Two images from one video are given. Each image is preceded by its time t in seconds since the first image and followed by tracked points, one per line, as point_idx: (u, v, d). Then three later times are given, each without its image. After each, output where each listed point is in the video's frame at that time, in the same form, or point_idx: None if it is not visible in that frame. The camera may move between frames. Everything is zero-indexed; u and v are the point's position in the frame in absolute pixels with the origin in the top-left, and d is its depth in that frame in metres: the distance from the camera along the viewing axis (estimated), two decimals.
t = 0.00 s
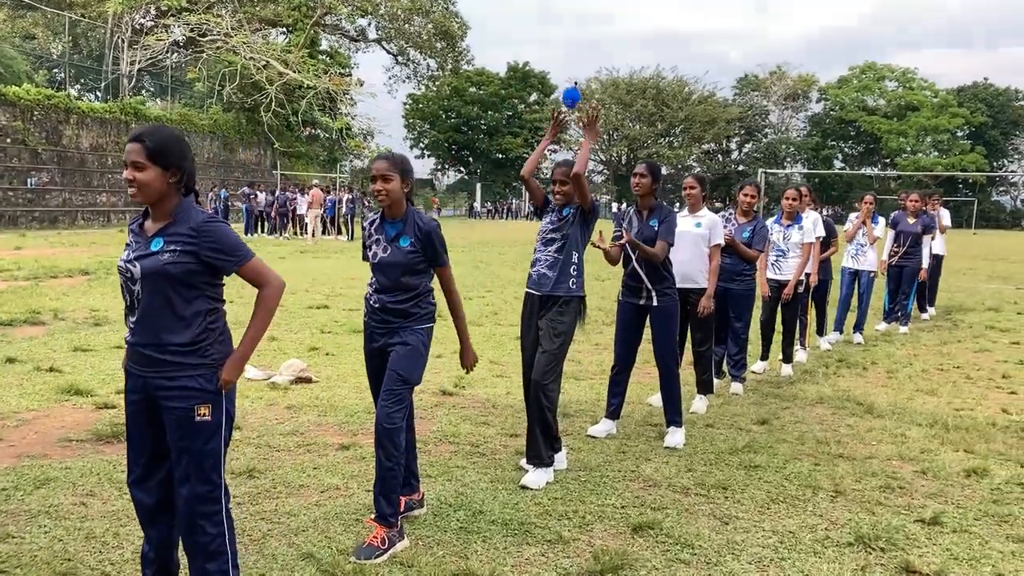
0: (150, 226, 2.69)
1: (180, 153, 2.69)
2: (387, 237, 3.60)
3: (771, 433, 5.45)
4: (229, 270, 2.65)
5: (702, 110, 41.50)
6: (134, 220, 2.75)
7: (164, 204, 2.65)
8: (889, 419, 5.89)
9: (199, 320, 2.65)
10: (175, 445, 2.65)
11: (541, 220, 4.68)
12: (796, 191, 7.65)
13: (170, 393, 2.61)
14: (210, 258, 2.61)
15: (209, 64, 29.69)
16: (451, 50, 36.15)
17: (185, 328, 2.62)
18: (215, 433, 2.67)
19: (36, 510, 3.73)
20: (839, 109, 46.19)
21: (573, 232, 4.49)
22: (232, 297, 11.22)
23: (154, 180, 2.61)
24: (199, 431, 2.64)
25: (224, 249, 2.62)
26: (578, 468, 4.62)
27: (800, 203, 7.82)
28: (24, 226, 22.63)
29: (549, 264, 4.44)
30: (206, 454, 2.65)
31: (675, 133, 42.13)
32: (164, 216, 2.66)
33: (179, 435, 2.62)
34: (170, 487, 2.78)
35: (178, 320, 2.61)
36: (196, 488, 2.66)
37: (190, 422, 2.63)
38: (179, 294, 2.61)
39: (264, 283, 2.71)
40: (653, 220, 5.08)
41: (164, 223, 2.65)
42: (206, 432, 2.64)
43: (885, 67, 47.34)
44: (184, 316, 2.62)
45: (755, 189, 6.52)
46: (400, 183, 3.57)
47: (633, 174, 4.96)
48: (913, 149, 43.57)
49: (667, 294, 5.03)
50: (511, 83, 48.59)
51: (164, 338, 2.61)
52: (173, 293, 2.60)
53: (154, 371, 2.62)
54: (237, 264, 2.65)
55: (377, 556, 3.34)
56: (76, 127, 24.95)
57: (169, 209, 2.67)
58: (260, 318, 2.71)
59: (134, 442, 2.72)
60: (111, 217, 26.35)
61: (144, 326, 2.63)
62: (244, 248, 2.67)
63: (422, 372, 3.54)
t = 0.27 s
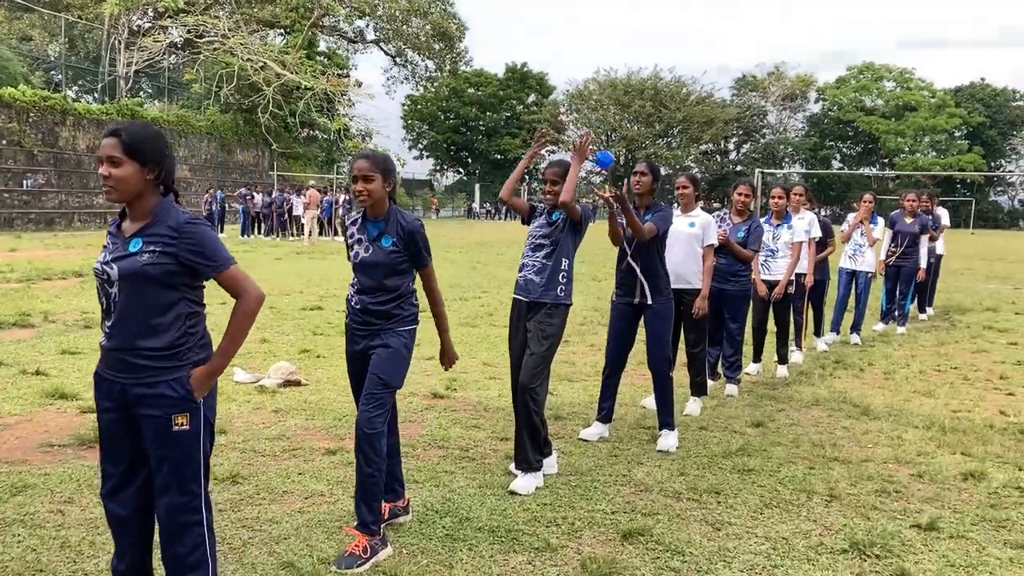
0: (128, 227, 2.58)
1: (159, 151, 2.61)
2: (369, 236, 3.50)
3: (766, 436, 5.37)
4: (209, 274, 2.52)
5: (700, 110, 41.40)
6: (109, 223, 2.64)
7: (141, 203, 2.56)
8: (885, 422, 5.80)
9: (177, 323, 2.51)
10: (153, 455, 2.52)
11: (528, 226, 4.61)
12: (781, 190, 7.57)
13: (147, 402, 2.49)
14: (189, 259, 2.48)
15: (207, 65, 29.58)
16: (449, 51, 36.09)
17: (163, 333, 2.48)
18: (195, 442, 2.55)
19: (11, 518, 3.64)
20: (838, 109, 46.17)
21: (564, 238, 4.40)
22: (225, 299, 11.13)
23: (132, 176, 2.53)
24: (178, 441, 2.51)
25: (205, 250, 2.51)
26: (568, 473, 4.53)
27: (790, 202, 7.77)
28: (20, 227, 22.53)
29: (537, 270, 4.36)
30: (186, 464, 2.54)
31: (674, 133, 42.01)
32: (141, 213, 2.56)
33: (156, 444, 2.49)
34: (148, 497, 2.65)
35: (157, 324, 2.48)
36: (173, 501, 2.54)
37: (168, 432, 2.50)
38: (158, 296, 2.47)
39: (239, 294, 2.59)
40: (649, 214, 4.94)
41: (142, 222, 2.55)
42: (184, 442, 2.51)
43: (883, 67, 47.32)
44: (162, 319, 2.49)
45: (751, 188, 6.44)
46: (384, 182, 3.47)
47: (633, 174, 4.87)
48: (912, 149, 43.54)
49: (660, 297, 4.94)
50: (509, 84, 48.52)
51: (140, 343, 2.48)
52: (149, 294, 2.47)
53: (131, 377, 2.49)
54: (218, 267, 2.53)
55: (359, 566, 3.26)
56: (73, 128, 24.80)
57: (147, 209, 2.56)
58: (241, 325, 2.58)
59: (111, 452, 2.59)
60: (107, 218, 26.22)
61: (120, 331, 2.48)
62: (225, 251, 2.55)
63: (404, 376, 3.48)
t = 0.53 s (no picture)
0: (96, 231, 2.49)
1: (131, 153, 2.50)
2: (356, 240, 3.39)
3: (762, 441, 5.27)
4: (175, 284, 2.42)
5: (698, 111, 41.31)
6: (80, 228, 2.55)
7: (109, 208, 2.46)
8: (883, 426, 5.70)
9: (141, 335, 2.42)
10: (121, 472, 2.43)
11: (517, 231, 4.50)
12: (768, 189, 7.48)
13: (115, 419, 2.39)
14: (150, 271, 2.37)
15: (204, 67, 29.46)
16: (447, 52, 36.02)
17: (127, 344, 2.40)
18: (163, 462, 2.46)
19: None
20: (836, 110, 46.16)
21: (553, 243, 4.30)
22: (218, 302, 11.03)
23: (100, 179, 2.43)
24: (146, 458, 2.43)
25: (164, 263, 2.37)
26: (560, 481, 4.43)
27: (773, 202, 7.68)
28: (14, 230, 22.39)
29: (527, 276, 4.26)
30: (151, 484, 2.44)
31: (672, 134, 41.88)
32: (108, 219, 2.47)
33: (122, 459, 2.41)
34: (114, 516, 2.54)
35: (119, 337, 2.39)
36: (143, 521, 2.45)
37: (134, 450, 2.41)
38: (120, 307, 2.38)
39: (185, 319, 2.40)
40: (652, 234, 4.87)
41: (109, 228, 2.46)
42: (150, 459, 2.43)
43: (881, 68, 47.34)
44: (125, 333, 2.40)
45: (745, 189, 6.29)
46: (375, 186, 3.36)
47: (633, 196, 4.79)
48: (910, 150, 43.50)
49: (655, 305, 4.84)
50: (507, 85, 48.48)
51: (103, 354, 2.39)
52: (114, 305, 2.38)
53: (95, 390, 2.39)
54: (177, 282, 2.39)
55: None
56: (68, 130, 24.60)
57: (115, 214, 2.47)
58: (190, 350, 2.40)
59: (76, 467, 2.49)
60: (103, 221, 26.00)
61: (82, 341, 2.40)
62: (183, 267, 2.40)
63: (390, 384, 3.36)
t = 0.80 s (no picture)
0: (67, 232, 2.42)
1: (105, 152, 2.44)
2: (344, 239, 3.30)
3: (759, 444, 5.20)
4: (147, 290, 2.37)
5: (697, 110, 41.20)
6: (51, 227, 2.48)
7: (81, 208, 2.39)
8: (883, 428, 5.63)
9: (114, 340, 2.38)
10: (91, 481, 2.39)
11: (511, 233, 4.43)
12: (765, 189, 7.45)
13: (84, 427, 2.35)
14: (125, 276, 2.34)
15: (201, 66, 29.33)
16: (445, 51, 35.91)
17: (98, 349, 2.35)
18: (134, 471, 2.43)
19: None
20: (835, 108, 46.07)
21: (547, 244, 4.21)
22: (213, 303, 10.95)
23: (73, 177, 2.36)
24: (118, 467, 2.39)
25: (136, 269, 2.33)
26: (555, 485, 4.35)
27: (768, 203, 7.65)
28: (10, 231, 22.25)
29: (521, 278, 4.17)
30: (122, 493, 2.41)
31: (671, 133, 41.76)
32: (79, 218, 2.40)
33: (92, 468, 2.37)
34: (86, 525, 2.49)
35: (89, 342, 2.34)
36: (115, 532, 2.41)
37: (104, 459, 2.37)
38: (92, 312, 2.34)
39: (162, 325, 2.44)
40: (646, 228, 4.80)
41: (80, 228, 2.39)
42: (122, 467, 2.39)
43: (880, 66, 47.28)
44: (96, 339, 2.35)
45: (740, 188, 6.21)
46: (361, 184, 3.26)
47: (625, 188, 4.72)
48: (910, 148, 43.43)
49: (651, 302, 4.77)
50: (506, 84, 48.36)
51: (72, 361, 2.34)
52: (83, 309, 2.33)
53: (65, 397, 2.36)
54: (154, 287, 2.39)
55: None
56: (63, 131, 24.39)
57: (87, 213, 2.40)
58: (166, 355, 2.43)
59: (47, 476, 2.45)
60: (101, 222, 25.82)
61: (51, 346, 2.35)
62: (163, 272, 2.41)
63: (377, 389, 3.28)
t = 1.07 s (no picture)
0: (41, 228, 2.36)
1: (80, 147, 2.37)
2: (327, 237, 3.25)
3: (754, 443, 5.14)
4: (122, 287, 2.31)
5: (696, 108, 41.12)
6: (26, 224, 2.42)
7: (54, 205, 2.33)
8: (880, 427, 5.57)
9: (88, 339, 2.32)
10: (64, 483, 2.33)
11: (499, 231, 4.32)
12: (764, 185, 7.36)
13: (58, 429, 2.29)
14: (98, 274, 2.27)
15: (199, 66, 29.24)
16: (444, 50, 35.77)
17: (71, 348, 2.29)
18: (110, 473, 2.37)
19: None
20: (835, 106, 46.01)
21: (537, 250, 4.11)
22: (207, 303, 10.88)
23: (47, 173, 2.30)
24: (92, 471, 2.33)
25: (111, 266, 2.27)
26: (546, 487, 4.29)
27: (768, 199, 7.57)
28: (7, 231, 22.15)
29: (511, 284, 4.10)
30: (97, 496, 2.35)
31: (671, 131, 41.65)
32: (54, 214, 2.34)
33: (65, 471, 2.31)
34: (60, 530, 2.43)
35: (63, 340, 2.29)
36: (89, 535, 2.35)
37: (78, 461, 2.31)
38: (65, 310, 2.28)
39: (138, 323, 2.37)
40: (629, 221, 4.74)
41: (54, 225, 2.33)
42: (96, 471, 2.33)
43: (879, 64, 47.22)
44: (70, 337, 2.29)
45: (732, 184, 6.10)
46: (344, 182, 3.20)
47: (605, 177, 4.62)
48: (909, 145, 43.37)
49: (640, 298, 4.69)
50: (505, 83, 48.28)
51: (44, 360, 2.29)
52: (56, 307, 2.27)
53: (38, 399, 2.30)
54: (123, 284, 2.27)
55: None
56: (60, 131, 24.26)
57: (61, 209, 2.34)
58: (135, 358, 2.30)
59: (21, 480, 2.39)
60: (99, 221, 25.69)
61: (25, 344, 2.29)
62: (134, 268, 2.30)
63: (361, 390, 3.21)
